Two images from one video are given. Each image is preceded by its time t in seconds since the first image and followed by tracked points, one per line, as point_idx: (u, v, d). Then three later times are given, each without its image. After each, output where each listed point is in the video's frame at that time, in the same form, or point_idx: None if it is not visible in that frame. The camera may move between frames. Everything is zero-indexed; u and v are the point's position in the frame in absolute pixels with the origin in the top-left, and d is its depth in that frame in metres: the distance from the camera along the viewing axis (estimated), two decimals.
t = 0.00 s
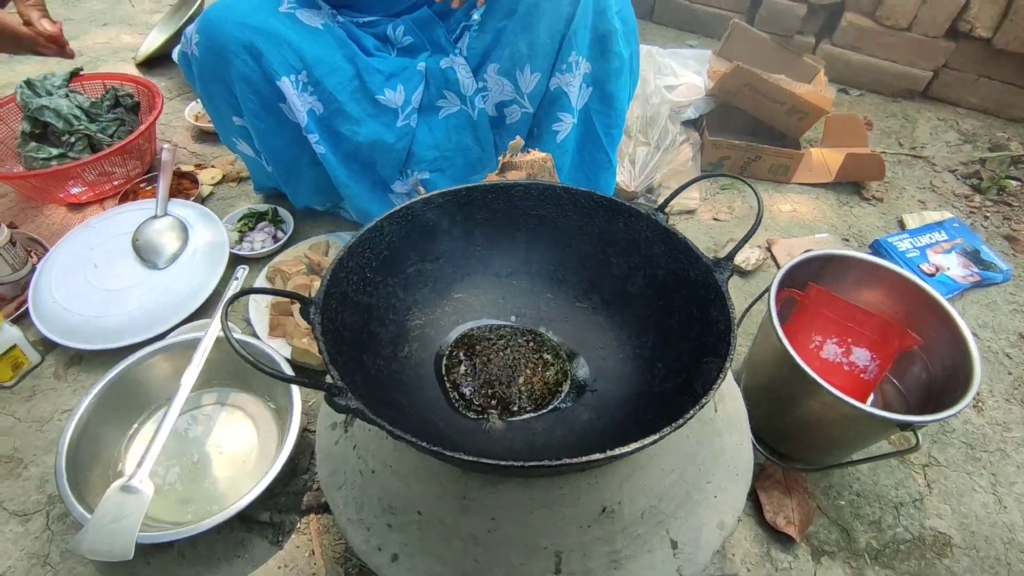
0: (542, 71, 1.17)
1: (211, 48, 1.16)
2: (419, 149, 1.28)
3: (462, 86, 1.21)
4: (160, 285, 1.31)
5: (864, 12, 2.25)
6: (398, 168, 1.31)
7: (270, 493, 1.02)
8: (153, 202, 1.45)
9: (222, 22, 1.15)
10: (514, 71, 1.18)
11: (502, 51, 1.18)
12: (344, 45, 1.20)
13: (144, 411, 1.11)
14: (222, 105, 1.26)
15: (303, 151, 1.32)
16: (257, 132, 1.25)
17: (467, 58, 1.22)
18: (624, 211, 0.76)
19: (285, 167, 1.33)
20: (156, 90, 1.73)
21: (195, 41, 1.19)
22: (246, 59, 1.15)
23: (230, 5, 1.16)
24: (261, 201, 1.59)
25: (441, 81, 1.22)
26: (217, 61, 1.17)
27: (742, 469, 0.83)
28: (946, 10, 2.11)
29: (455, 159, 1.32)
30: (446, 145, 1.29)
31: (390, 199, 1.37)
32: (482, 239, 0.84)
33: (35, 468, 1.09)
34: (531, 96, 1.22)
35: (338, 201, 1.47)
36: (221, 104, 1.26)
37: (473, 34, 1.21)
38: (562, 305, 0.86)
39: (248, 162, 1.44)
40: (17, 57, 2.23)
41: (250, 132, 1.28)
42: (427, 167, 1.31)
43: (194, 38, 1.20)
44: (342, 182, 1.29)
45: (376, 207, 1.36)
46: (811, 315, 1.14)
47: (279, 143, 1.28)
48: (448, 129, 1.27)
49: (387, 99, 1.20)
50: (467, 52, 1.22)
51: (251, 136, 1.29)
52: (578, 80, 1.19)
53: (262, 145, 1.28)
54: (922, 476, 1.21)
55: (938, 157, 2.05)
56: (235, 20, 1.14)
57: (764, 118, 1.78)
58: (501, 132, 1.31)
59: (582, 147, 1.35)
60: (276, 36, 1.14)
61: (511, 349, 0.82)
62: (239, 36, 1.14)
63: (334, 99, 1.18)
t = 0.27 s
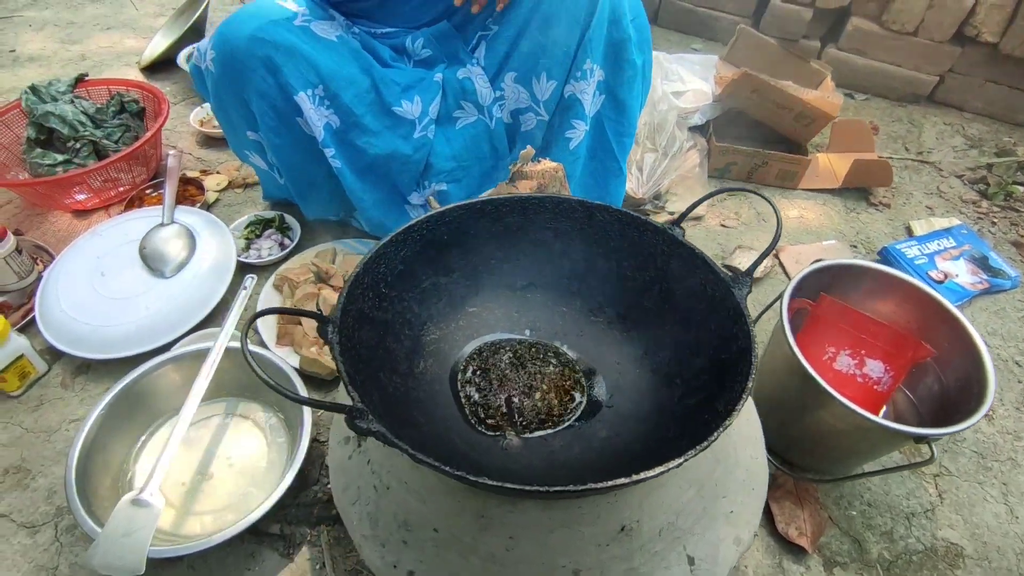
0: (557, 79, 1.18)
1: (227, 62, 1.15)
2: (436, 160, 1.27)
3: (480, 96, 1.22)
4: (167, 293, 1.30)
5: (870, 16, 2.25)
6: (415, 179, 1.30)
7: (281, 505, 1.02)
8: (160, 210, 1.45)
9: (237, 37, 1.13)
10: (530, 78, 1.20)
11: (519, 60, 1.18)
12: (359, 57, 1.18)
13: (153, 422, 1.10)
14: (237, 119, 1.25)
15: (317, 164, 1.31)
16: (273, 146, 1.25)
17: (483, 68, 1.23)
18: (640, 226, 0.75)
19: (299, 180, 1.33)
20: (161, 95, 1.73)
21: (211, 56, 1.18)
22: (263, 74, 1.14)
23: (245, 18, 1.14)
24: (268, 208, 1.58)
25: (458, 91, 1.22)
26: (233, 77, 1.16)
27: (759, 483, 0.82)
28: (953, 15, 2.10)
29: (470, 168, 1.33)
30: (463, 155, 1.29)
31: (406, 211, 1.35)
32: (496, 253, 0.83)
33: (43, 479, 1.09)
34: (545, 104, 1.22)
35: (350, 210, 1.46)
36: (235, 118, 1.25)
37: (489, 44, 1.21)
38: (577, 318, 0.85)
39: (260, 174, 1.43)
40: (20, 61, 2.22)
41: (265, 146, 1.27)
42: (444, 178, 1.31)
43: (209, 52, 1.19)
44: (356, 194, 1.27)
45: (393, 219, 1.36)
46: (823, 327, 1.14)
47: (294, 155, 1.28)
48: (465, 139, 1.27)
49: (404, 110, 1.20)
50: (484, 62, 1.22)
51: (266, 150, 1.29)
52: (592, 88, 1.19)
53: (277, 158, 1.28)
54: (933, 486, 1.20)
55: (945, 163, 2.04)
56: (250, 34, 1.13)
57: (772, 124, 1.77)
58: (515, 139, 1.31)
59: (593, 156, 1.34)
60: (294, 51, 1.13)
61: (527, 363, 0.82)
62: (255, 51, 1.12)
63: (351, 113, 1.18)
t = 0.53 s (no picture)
0: (571, 78, 1.18)
1: (242, 74, 1.13)
2: (456, 165, 1.27)
3: (500, 97, 1.20)
4: (163, 296, 1.28)
5: (869, 17, 2.25)
6: (434, 185, 1.29)
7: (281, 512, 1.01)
8: (154, 211, 1.43)
9: (252, 49, 1.11)
10: (545, 78, 1.20)
11: (537, 60, 1.18)
12: (375, 64, 1.17)
13: (150, 427, 1.08)
14: (249, 127, 1.24)
15: (330, 173, 1.29)
16: (286, 156, 1.23)
17: (503, 68, 1.22)
18: (649, 233, 0.74)
19: (311, 188, 1.31)
20: (156, 94, 1.70)
21: (223, 66, 1.16)
22: (280, 86, 1.12)
23: (259, 29, 1.11)
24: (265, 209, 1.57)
25: (477, 94, 1.21)
26: (248, 88, 1.15)
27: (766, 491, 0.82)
28: (952, 17, 2.10)
29: (485, 168, 1.32)
30: (482, 157, 1.27)
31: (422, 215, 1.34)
32: (503, 258, 0.83)
33: (37, 486, 1.07)
34: (559, 102, 1.22)
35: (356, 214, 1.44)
36: (247, 127, 1.24)
37: (508, 43, 1.21)
38: (583, 325, 0.85)
39: (265, 179, 1.41)
40: (10, 57, 2.19)
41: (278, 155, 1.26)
42: (462, 182, 1.30)
43: (220, 62, 1.16)
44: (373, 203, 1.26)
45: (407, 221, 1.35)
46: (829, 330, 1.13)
47: (308, 164, 1.26)
48: (484, 142, 1.26)
49: (424, 115, 1.19)
50: (504, 63, 1.21)
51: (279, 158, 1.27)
52: (604, 88, 1.19)
53: (290, 167, 1.26)
54: (934, 490, 1.20)
55: (943, 164, 2.05)
56: (265, 46, 1.10)
57: (773, 125, 1.77)
58: (530, 138, 1.31)
59: (599, 159, 1.33)
60: (311, 60, 1.10)
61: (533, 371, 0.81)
62: (271, 61, 1.10)
63: (369, 122, 1.17)
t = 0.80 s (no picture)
0: (579, 89, 1.22)
1: (254, 92, 1.11)
2: (469, 175, 1.27)
3: (512, 108, 1.24)
4: (158, 309, 1.28)
5: (860, 38, 2.29)
6: (447, 196, 1.30)
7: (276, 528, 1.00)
8: (151, 223, 1.43)
9: (264, 68, 1.10)
10: (554, 89, 1.24)
11: (547, 73, 1.23)
12: (389, 80, 1.19)
13: (144, 442, 1.08)
14: (258, 143, 1.23)
15: (340, 187, 1.29)
16: (296, 172, 1.22)
17: (514, 81, 1.27)
18: (647, 253, 0.75)
19: (320, 204, 1.30)
20: (153, 106, 1.70)
21: (233, 82, 1.13)
22: (294, 106, 1.11)
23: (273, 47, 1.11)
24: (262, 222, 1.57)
25: (490, 105, 1.24)
26: (260, 106, 1.13)
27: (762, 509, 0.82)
28: (941, 38, 2.14)
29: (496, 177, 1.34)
30: (494, 167, 1.29)
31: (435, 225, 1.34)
32: (502, 276, 0.83)
33: (28, 500, 1.06)
34: (566, 112, 1.25)
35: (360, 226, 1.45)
36: (255, 143, 1.22)
37: (520, 56, 1.25)
38: (581, 343, 0.86)
39: (268, 190, 1.40)
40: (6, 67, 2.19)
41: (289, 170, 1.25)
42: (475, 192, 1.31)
43: (230, 79, 1.14)
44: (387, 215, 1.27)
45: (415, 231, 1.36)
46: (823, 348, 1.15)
47: (319, 179, 1.24)
48: (498, 151, 1.27)
49: (438, 128, 1.20)
50: (516, 75, 1.26)
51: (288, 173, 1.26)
52: (611, 100, 1.22)
53: (299, 183, 1.25)
54: (927, 507, 1.21)
55: (933, 183, 2.08)
56: (278, 66, 1.09)
57: (766, 143, 1.79)
58: (537, 148, 1.34)
59: (602, 173, 1.35)
60: (325, 79, 1.11)
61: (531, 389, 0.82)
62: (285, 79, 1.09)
63: (384, 136, 1.18)
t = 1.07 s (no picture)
0: (585, 146, 1.28)
1: (276, 145, 1.16)
2: (477, 229, 1.34)
3: (519, 165, 1.30)
4: (176, 353, 1.32)
5: (858, 90, 2.38)
6: (456, 248, 1.36)
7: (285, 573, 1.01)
8: (171, 267, 1.48)
9: (285, 121, 1.14)
10: (559, 148, 1.31)
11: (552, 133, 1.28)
12: (403, 135, 1.23)
13: (158, 484, 1.09)
14: (278, 193, 1.28)
15: (353, 234, 1.34)
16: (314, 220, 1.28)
17: (521, 139, 1.32)
18: (652, 305, 0.79)
19: (333, 249, 1.36)
20: (176, 155, 1.74)
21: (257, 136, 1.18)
22: (313, 157, 1.16)
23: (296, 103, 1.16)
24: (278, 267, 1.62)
25: (498, 162, 1.30)
26: (281, 159, 1.17)
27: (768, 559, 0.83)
28: (935, 92, 2.24)
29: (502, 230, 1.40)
30: (501, 220, 1.36)
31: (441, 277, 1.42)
32: (512, 326, 0.86)
33: (42, 543, 1.07)
34: (573, 168, 1.33)
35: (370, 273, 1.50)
36: (276, 193, 1.27)
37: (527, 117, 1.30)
38: (588, 392, 0.88)
39: (284, 237, 1.45)
40: (38, 116, 2.30)
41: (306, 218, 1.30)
42: (483, 245, 1.38)
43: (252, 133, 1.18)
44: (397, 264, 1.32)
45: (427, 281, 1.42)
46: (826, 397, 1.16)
47: (334, 226, 1.30)
48: (503, 206, 1.34)
49: (449, 183, 1.26)
50: (523, 134, 1.31)
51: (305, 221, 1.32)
52: (618, 154, 1.29)
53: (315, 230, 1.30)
54: (938, 558, 1.20)
55: (934, 231, 2.11)
56: (299, 120, 1.14)
57: (768, 192, 1.84)
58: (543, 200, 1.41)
59: (610, 222, 1.43)
60: (345, 133, 1.16)
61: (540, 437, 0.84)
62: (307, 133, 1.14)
63: (397, 189, 1.22)
